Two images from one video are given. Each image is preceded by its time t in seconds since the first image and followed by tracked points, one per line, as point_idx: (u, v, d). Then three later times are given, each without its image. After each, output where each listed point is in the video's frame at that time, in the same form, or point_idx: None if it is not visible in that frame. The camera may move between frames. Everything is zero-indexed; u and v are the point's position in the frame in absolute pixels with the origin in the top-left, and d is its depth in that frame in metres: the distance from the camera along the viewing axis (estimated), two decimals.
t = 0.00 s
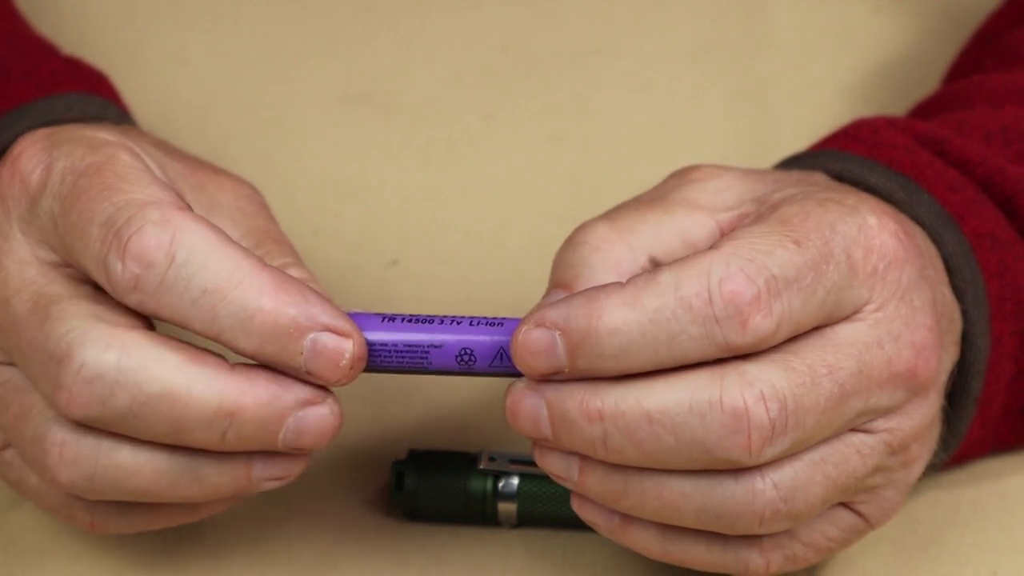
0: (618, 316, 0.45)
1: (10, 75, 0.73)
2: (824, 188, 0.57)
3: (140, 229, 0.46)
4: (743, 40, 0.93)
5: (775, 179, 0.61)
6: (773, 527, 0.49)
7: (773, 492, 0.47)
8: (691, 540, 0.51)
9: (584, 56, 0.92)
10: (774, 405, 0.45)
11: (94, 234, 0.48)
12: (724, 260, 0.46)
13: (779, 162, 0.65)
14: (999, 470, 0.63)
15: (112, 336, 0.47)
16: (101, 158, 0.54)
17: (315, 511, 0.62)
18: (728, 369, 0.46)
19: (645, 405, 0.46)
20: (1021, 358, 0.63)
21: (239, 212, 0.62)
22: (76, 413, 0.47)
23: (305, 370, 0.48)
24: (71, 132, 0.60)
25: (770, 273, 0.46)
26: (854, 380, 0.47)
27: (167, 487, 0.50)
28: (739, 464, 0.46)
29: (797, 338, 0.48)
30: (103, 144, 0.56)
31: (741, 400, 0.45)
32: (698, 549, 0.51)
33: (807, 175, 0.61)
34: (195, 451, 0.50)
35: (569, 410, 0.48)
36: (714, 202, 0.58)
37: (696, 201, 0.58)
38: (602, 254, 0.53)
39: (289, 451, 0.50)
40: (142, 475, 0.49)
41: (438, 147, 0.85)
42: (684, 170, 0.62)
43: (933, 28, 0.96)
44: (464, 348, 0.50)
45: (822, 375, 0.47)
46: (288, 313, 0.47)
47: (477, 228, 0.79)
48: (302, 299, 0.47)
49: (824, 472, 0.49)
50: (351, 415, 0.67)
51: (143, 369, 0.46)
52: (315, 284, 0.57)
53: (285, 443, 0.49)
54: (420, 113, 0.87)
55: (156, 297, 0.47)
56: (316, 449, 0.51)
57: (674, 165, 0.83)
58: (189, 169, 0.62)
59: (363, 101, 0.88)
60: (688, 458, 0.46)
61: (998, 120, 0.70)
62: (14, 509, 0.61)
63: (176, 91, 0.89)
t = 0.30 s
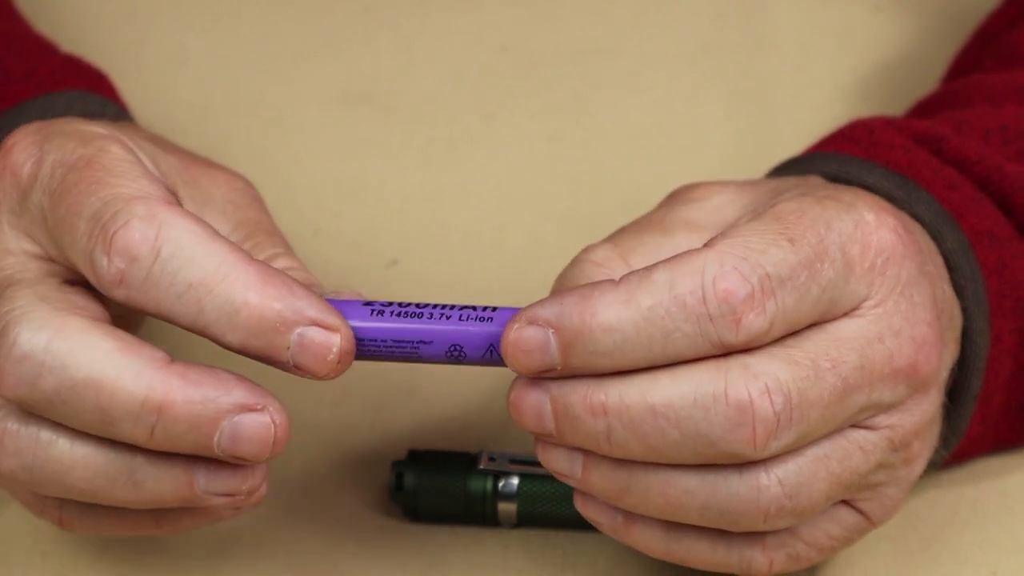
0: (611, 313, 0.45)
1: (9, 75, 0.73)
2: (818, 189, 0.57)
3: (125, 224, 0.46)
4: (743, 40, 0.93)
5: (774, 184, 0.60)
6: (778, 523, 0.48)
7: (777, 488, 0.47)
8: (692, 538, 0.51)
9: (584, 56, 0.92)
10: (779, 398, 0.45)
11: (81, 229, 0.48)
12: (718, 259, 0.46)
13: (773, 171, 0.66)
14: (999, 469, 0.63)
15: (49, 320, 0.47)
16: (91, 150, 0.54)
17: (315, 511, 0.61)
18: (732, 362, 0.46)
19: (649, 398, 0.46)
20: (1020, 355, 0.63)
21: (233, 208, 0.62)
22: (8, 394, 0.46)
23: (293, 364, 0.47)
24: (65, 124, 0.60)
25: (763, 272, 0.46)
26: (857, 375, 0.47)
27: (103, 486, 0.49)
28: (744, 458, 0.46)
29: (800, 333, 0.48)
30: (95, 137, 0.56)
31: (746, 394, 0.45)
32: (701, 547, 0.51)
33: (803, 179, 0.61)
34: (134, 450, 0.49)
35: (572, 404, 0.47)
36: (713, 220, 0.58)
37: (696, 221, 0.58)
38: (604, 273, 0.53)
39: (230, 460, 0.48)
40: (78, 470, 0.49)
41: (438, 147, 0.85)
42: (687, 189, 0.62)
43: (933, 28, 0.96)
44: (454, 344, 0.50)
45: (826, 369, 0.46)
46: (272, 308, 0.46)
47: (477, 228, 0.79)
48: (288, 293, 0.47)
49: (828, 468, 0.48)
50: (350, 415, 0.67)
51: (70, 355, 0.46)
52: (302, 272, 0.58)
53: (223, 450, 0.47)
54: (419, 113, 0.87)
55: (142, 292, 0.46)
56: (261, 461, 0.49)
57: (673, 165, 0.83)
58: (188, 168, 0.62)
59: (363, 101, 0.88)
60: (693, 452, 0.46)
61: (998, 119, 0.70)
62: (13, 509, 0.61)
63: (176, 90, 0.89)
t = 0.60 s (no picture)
0: (612, 310, 0.45)
1: (9, 75, 0.73)
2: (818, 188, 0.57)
3: (124, 229, 0.46)
4: (743, 40, 0.93)
5: (772, 185, 0.60)
6: (779, 521, 0.48)
7: (778, 485, 0.47)
8: (692, 537, 0.51)
9: (584, 56, 0.92)
10: (779, 396, 0.45)
11: (81, 234, 0.48)
12: (718, 256, 0.46)
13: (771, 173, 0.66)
14: (999, 469, 0.63)
15: (64, 326, 0.47)
16: (90, 153, 0.54)
17: (315, 512, 0.61)
18: (732, 360, 0.46)
19: (650, 396, 0.46)
20: (1019, 355, 0.63)
21: (231, 208, 0.62)
22: (23, 402, 0.47)
23: (293, 368, 0.47)
24: (64, 126, 0.60)
25: (763, 269, 0.46)
26: (856, 373, 0.47)
27: (113, 490, 0.49)
28: (744, 456, 0.46)
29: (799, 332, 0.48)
30: (93, 139, 0.56)
31: (746, 391, 0.45)
32: (700, 546, 0.51)
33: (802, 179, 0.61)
34: (143, 454, 0.49)
35: (573, 402, 0.47)
36: (713, 224, 0.58)
37: (695, 226, 0.58)
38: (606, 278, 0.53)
39: (246, 463, 0.48)
40: (86, 474, 0.49)
41: (438, 147, 0.85)
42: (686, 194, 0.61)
43: (932, 28, 0.96)
44: (453, 345, 0.49)
45: (826, 367, 0.46)
46: (272, 313, 0.46)
47: (477, 229, 0.79)
48: (288, 298, 0.47)
49: (828, 467, 0.48)
50: (351, 415, 0.67)
51: (87, 362, 0.46)
52: (303, 272, 0.58)
53: (240, 453, 0.47)
54: (420, 113, 0.87)
55: (141, 297, 0.47)
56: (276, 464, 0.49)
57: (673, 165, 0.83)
58: (188, 167, 0.62)
59: (363, 101, 0.88)
60: (693, 450, 0.46)
61: (997, 119, 0.70)
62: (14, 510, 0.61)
63: (176, 90, 0.89)
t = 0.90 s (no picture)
0: (613, 322, 0.45)
1: (9, 76, 0.72)
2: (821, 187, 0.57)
3: (127, 239, 0.46)
4: (743, 40, 0.93)
5: (776, 180, 0.60)
6: (782, 527, 0.48)
7: (781, 491, 0.47)
8: (693, 541, 0.51)
9: (584, 56, 0.92)
10: (780, 403, 0.45)
11: (83, 243, 0.48)
12: (719, 266, 0.46)
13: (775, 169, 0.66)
14: (999, 470, 0.63)
15: (65, 330, 0.47)
16: (91, 158, 0.54)
17: (315, 511, 0.61)
18: (733, 367, 0.46)
19: (651, 404, 0.46)
20: (1020, 357, 0.63)
21: (231, 206, 0.62)
22: (24, 405, 0.46)
23: (297, 375, 0.47)
24: (64, 128, 0.60)
25: (764, 278, 0.46)
26: (858, 378, 0.47)
27: (118, 492, 0.49)
28: (746, 463, 0.46)
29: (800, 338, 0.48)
30: (94, 144, 0.56)
31: (747, 398, 0.45)
32: (705, 553, 0.51)
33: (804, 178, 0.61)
34: (149, 457, 0.49)
35: (575, 411, 0.47)
36: (717, 215, 0.58)
37: (699, 215, 0.58)
38: (608, 263, 0.54)
39: (245, 464, 0.48)
40: (93, 478, 0.49)
41: (438, 147, 0.84)
42: (688, 181, 0.62)
43: (932, 28, 0.96)
44: (454, 354, 0.49)
45: (827, 373, 0.46)
46: (276, 321, 0.46)
47: (476, 228, 0.79)
48: (291, 306, 0.47)
49: (831, 472, 0.48)
50: (351, 415, 0.67)
51: (87, 365, 0.45)
52: (301, 261, 0.58)
53: (239, 455, 0.47)
54: (419, 113, 0.87)
55: (145, 306, 0.47)
56: (276, 467, 0.49)
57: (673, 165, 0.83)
58: (187, 168, 0.62)
59: (363, 101, 0.88)
60: (695, 458, 0.46)
61: (997, 119, 0.70)
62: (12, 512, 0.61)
63: (176, 90, 0.89)
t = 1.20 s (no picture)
0: (614, 335, 0.45)
1: (9, 76, 0.72)
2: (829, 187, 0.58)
3: (139, 255, 0.46)
4: (743, 40, 0.93)
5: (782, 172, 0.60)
6: (785, 532, 0.49)
7: (782, 496, 0.47)
8: (696, 543, 0.51)
9: (584, 56, 0.92)
10: (780, 410, 0.45)
11: (95, 258, 0.48)
12: (720, 278, 0.46)
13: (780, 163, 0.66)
14: (1001, 471, 0.63)
15: (76, 341, 0.47)
16: (100, 170, 0.53)
17: (316, 510, 0.61)
18: (733, 374, 0.46)
19: (651, 411, 0.46)
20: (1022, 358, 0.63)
21: (234, 208, 0.61)
22: (34, 415, 0.46)
23: (308, 389, 0.47)
24: (74, 137, 0.60)
25: (765, 291, 0.46)
26: (859, 384, 0.47)
27: (127, 503, 0.49)
28: (747, 469, 0.46)
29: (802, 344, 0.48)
30: (101, 153, 0.56)
31: (746, 406, 0.45)
32: (709, 556, 0.51)
33: (807, 175, 0.61)
34: (159, 468, 0.49)
35: (577, 417, 0.47)
36: (721, 197, 0.58)
37: (702, 194, 0.58)
38: (607, 240, 0.54)
39: (255, 476, 0.48)
40: (101, 488, 0.49)
41: (438, 147, 0.84)
42: (691, 162, 0.62)
43: (933, 28, 0.96)
44: (465, 362, 0.50)
45: (828, 380, 0.46)
46: (287, 337, 0.46)
47: (477, 229, 0.79)
48: (303, 321, 0.47)
49: (834, 476, 0.48)
50: (351, 415, 0.67)
51: (98, 377, 0.45)
52: (308, 265, 0.59)
53: (249, 467, 0.47)
54: (420, 114, 0.87)
55: (158, 321, 0.47)
56: (286, 478, 0.49)
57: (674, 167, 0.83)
58: (187, 168, 0.62)
59: (363, 101, 0.88)
60: (694, 464, 0.46)
61: (998, 120, 0.70)
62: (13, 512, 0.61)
63: (176, 91, 0.89)
